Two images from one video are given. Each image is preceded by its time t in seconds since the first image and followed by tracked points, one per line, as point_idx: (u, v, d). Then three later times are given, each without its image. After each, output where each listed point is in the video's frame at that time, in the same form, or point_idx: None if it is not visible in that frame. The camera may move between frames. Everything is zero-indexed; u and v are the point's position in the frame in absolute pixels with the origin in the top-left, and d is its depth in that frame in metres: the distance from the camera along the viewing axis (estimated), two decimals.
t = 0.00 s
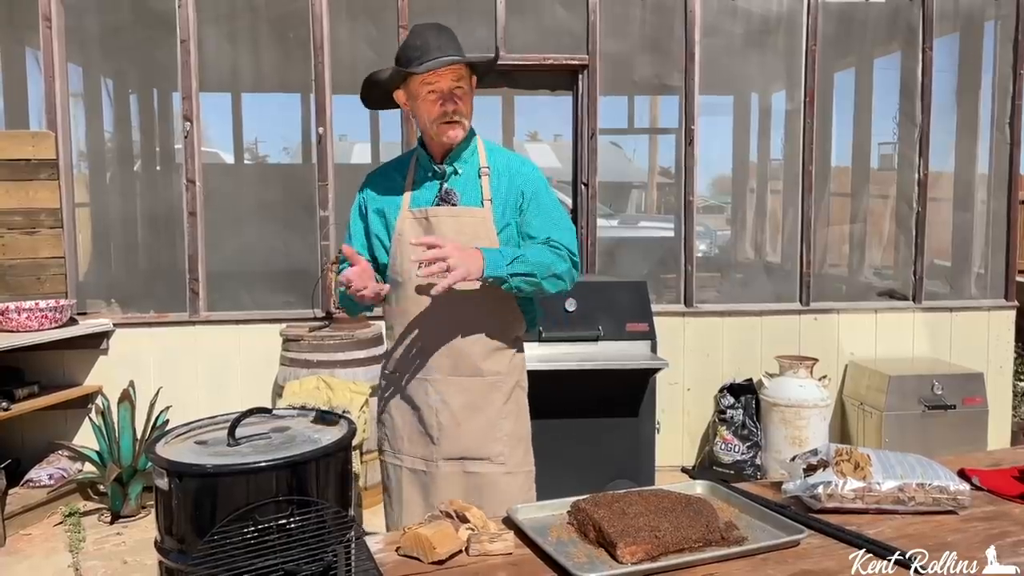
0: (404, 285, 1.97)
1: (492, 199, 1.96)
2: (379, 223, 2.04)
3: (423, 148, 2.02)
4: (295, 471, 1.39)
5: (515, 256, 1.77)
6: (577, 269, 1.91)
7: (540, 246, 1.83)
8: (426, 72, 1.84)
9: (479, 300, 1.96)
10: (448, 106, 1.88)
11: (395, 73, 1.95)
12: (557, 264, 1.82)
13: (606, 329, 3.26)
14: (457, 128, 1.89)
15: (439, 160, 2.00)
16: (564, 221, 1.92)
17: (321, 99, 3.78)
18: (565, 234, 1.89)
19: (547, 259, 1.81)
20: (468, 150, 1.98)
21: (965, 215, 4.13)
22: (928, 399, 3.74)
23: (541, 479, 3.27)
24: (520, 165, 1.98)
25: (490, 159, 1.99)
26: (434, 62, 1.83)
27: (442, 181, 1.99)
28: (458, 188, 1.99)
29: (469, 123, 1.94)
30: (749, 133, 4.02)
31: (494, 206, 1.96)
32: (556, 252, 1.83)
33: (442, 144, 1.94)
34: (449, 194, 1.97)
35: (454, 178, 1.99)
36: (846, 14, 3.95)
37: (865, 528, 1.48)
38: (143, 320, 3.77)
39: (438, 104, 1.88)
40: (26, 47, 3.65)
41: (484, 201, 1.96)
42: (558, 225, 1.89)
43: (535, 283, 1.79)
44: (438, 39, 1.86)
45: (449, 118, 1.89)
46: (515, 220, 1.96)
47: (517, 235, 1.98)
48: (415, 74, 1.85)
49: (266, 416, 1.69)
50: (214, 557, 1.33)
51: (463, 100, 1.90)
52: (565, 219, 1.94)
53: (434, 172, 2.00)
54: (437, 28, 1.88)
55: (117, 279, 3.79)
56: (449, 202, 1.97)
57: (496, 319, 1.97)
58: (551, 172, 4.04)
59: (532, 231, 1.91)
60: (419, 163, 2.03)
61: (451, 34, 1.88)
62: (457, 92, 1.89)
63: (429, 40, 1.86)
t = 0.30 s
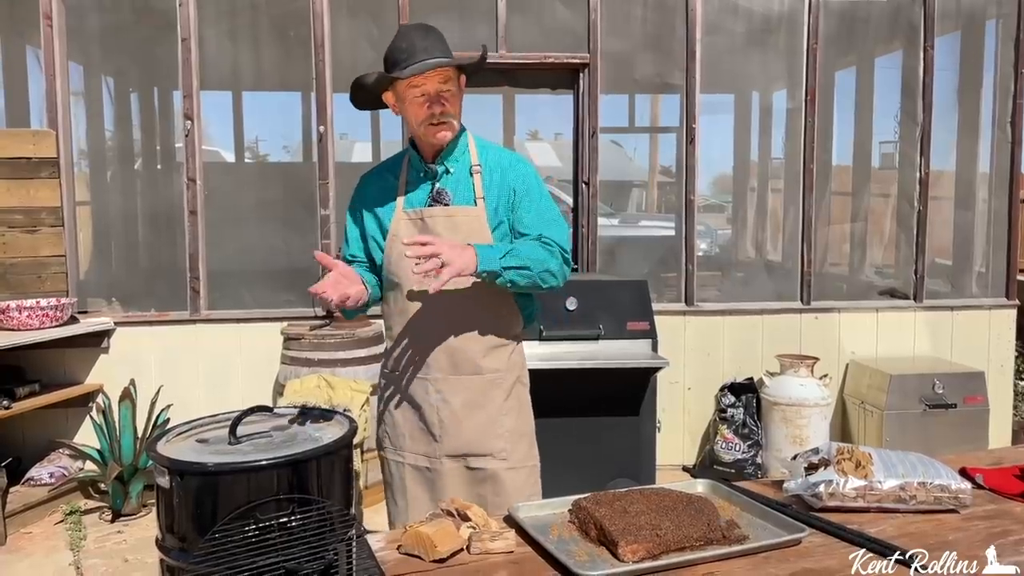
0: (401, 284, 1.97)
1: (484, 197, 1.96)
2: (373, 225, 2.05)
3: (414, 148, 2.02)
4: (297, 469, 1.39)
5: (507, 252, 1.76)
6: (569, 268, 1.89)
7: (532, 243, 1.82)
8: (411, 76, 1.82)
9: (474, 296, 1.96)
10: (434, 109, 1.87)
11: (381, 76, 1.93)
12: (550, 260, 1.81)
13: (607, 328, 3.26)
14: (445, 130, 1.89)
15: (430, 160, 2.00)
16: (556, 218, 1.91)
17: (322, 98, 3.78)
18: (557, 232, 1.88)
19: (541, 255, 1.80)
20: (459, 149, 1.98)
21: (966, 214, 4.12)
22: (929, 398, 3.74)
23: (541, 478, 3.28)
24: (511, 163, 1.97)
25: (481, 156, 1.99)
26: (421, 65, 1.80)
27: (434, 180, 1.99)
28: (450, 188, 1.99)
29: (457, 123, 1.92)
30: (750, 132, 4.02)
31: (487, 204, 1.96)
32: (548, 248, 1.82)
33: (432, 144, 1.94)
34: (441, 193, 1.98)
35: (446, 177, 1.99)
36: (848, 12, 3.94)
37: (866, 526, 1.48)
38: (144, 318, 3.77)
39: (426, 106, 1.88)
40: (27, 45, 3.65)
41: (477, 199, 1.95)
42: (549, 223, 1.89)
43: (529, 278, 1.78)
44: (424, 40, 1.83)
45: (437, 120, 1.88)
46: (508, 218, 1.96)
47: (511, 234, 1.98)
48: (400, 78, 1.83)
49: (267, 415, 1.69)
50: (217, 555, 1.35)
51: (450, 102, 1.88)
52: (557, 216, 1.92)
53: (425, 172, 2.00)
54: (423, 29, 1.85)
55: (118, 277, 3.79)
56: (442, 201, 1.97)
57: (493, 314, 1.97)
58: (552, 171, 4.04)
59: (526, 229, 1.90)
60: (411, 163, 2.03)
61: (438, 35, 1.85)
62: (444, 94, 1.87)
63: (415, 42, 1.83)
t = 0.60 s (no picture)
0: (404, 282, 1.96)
1: (483, 197, 1.96)
2: (375, 221, 2.02)
3: (411, 145, 2.02)
4: (296, 467, 1.39)
5: (489, 281, 1.87)
6: (561, 272, 1.95)
7: (518, 261, 1.90)
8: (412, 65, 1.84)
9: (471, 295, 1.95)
10: (433, 100, 1.88)
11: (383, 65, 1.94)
12: (535, 279, 1.88)
13: (607, 326, 3.26)
14: (443, 122, 1.89)
15: (429, 157, 1.99)
16: (548, 225, 1.94)
17: (322, 96, 3.78)
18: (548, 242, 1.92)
19: (524, 277, 1.88)
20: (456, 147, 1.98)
21: (966, 212, 4.12)
22: (929, 396, 3.74)
23: (541, 475, 3.27)
24: (510, 163, 1.98)
25: (479, 156, 1.99)
26: (423, 53, 1.83)
27: (432, 177, 1.98)
28: (449, 186, 1.98)
29: (455, 118, 1.93)
30: (751, 130, 4.01)
31: (484, 204, 1.96)
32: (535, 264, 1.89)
33: (430, 139, 1.94)
34: (439, 192, 1.96)
35: (445, 176, 1.98)
36: (848, 10, 3.93)
37: (866, 524, 1.48)
38: (144, 316, 3.77)
39: (424, 98, 1.88)
40: (26, 43, 3.64)
41: (476, 199, 1.96)
42: (541, 232, 1.92)
43: (512, 301, 1.89)
44: (427, 33, 1.86)
45: (435, 112, 1.89)
46: (506, 220, 1.97)
47: (508, 235, 1.99)
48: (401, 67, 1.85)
49: (268, 414, 1.69)
50: (215, 554, 1.33)
51: (449, 95, 1.89)
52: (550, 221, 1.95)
53: (423, 170, 1.99)
54: (427, 21, 1.89)
55: (118, 276, 3.78)
56: (440, 200, 1.96)
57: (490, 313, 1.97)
58: (552, 169, 4.03)
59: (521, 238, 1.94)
60: (409, 160, 2.02)
61: (442, 28, 1.89)
62: (443, 86, 1.88)
63: (420, 34, 1.86)
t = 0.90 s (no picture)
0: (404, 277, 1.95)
1: (485, 197, 1.96)
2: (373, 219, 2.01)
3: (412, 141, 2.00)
4: (294, 465, 1.38)
5: (492, 284, 1.87)
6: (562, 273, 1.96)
7: (520, 261, 1.90)
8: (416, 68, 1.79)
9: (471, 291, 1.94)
10: (434, 103, 1.86)
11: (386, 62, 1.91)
12: (537, 279, 1.88)
13: (607, 325, 3.25)
14: (443, 126, 1.89)
15: (430, 155, 1.98)
16: (548, 225, 1.95)
17: (321, 94, 3.77)
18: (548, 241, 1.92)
19: (527, 278, 1.88)
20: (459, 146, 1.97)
21: (966, 210, 4.11)
22: (929, 394, 3.74)
23: (540, 474, 3.27)
24: (511, 163, 1.98)
25: (481, 155, 1.99)
26: (428, 57, 1.78)
27: (434, 176, 1.98)
28: (450, 184, 1.97)
29: (457, 120, 1.92)
30: (751, 128, 4.00)
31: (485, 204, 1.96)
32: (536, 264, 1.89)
33: (430, 139, 1.93)
34: (441, 190, 1.96)
35: (446, 174, 1.98)
36: (848, 7, 3.92)
37: (866, 523, 1.47)
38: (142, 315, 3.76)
39: (426, 100, 1.86)
40: (24, 41, 3.63)
41: (477, 198, 1.95)
42: (542, 232, 1.92)
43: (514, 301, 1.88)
44: (433, 34, 1.81)
45: (435, 116, 1.88)
46: (507, 220, 1.97)
47: (509, 235, 1.99)
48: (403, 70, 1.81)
49: (265, 411, 1.68)
50: (212, 553, 1.33)
51: (451, 98, 1.87)
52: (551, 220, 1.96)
53: (425, 167, 1.98)
54: (432, 20, 1.83)
55: (117, 274, 3.77)
56: (442, 198, 1.96)
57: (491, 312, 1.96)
58: (552, 168, 4.02)
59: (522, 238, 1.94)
60: (409, 156, 2.00)
61: (449, 29, 1.83)
62: (446, 90, 1.86)
63: (424, 35, 1.81)
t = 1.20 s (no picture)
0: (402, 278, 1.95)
1: (483, 198, 1.95)
2: (370, 217, 2.00)
3: (412, 140, 1.99)
4: (292, 466, 1.38)
5: (493, 289, 1.86)
6: (559, 276, 1.96)
7: (519, 266, 1.89)
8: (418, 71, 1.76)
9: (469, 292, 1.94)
10: (435, 108, 1.84)
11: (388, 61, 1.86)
12: (536, 284, 1.89)
13: (606, 324, 3.25)
14: (442, 130, 1.87)
15: (429, 155, 1.97)
16: (546, 227, 1.94)
17: (320, 93, 3.76)
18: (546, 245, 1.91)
19: (526, 282, 1.88)
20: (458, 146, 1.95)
21: (966, 208, 4.11)
22: (929, 393, 3.73)
23: (539, 473, 3.26)
24: (510, 165, 1.98)
25: (479, 155, 1.98)
26: (431, 61, 1.75)
27: (433, 176, 1.97)
28: (448, 185, 1.96)
29: (457, 123, 1.89)
30: (750, 126, 4.00)
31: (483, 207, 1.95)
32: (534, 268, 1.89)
33: (429, 139, 1.92)
34: (438, 190, 1.95)
35: (445, 175, 1.97)
36: (848, 6, 3.92)
37: (865, 523, 1.47)
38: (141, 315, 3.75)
39: (427, 103, 1.84)
40: (22, 40, 3.63)
41: (474, 199, 1.95)
42: (540, 235, 1.92)
43: (514, 306, 1.88)
44: (438, 37, 1.78)
45: (435, 119, 1.86)
46: (504, 223, 1.96)
47: (505, 238, 1.98)
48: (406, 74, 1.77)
49: (263, 411, 1.67)
50: (209, 553, 1.32)
51: (452, 103, 1.85)
52: (548, 222, 1.95)
53: (423, 167, 1.97)
54: (438, 23, 1.80)
55: (116, 274, 3.77)
56: (438, 199, 1.95)
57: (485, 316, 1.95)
58: (551, 167, 4.01)
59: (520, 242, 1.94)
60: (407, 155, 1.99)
61: (454, 33, 1.80)
62: (448, 94, 1.83)
63: (429, 37, 1.77)
